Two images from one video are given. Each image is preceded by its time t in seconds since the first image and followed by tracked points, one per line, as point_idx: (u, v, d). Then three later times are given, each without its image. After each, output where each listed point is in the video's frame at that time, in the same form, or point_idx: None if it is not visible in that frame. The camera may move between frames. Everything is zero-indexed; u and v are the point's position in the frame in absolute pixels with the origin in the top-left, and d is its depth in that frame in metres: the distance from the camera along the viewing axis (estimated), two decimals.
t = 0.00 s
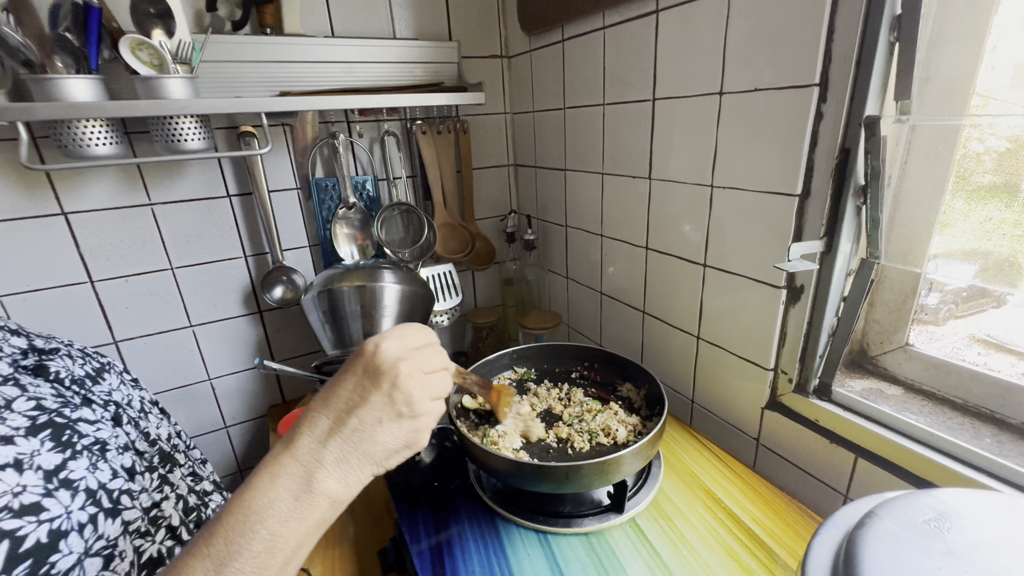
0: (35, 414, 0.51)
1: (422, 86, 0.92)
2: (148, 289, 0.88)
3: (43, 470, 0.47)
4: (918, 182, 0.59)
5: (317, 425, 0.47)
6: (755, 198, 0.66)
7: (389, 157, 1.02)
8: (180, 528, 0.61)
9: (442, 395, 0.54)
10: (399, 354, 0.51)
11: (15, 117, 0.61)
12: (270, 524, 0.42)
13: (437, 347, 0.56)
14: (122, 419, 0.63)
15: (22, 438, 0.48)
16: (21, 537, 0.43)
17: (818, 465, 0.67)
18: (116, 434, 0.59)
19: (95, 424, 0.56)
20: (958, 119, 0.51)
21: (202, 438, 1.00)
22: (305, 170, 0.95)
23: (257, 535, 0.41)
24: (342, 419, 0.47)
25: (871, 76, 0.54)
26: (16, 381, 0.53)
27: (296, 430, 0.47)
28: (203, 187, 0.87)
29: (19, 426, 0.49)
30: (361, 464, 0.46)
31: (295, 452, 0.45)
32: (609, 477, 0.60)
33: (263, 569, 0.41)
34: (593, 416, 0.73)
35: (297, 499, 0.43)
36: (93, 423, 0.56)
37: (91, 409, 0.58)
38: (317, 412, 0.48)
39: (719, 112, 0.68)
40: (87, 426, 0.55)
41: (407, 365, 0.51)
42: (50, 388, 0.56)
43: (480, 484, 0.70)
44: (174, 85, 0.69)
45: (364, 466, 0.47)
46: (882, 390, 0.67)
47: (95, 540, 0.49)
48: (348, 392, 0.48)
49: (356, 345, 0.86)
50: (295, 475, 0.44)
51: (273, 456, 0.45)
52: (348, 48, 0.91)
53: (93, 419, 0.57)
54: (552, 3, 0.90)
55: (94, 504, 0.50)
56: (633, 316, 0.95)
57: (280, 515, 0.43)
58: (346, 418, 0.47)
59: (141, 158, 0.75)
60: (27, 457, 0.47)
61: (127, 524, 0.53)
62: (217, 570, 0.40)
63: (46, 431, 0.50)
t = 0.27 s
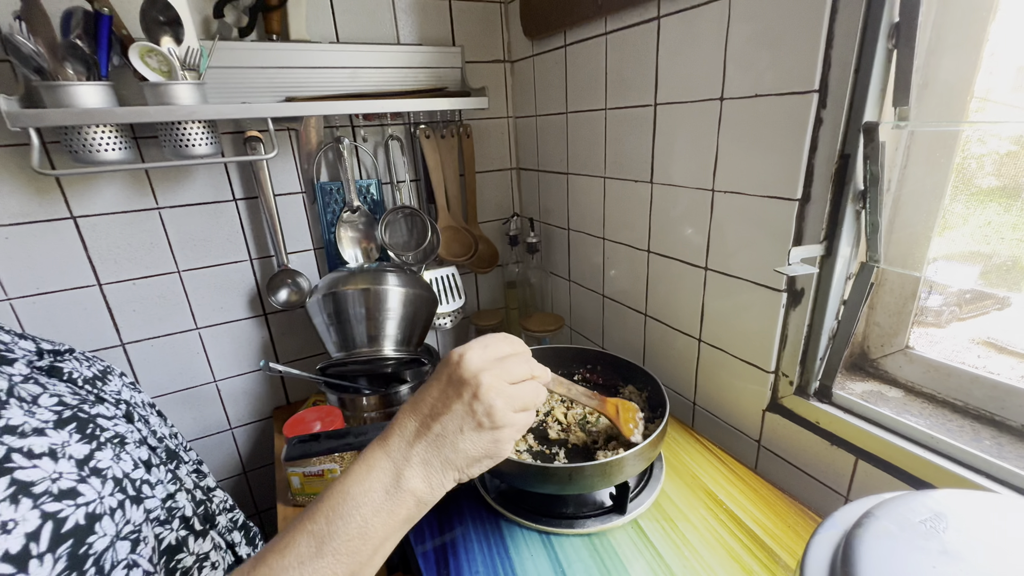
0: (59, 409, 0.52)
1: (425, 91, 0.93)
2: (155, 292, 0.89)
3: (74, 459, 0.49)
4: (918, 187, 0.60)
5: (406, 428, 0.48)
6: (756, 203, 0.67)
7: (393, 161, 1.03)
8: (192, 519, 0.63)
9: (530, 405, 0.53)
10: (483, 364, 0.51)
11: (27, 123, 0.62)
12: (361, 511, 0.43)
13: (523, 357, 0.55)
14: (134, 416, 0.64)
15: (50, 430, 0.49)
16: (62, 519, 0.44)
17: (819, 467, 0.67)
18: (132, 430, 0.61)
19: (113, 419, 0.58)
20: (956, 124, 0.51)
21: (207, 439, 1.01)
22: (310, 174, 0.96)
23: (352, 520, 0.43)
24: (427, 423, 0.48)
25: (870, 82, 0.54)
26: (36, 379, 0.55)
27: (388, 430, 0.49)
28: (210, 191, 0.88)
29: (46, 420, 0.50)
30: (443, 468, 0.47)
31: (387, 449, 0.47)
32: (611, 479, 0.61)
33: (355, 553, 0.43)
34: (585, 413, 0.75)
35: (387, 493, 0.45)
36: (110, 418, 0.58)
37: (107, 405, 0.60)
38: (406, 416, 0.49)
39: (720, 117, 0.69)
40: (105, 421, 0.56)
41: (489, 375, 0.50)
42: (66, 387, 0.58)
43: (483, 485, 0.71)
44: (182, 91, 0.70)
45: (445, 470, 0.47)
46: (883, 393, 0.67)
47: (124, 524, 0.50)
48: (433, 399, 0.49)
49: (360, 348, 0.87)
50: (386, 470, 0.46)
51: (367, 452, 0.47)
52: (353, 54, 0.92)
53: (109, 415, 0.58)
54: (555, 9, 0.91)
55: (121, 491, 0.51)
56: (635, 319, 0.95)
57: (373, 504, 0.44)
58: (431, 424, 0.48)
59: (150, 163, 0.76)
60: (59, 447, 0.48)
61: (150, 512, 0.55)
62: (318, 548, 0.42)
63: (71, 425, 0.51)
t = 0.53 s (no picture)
0: (65, 410, 0.56)
1: (423, 92, 0.93)
2: (152, 293, 0.89)
3: (84, 458, 0.53)
4: (912, 188, 0.60)
5: (323, 404, 0.47)
6: (752, 204, 0.67)
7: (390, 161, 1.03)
8: (194, 515, 0.66)
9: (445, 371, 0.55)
10: (399, 332, 0.52)
11: (24, 124, 0.62)
12: (285, 500, 0.43)
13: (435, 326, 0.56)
14: (134, 416, 0.67)
15: (60, 430, 0.53)
16: (76, 517, 0.49)
17: (814, 467, 0.68)
18: (134, 429, 0.64)
19: (116, 420, 0.61)
20: (949, 126, 0.52)
21: (204, 440, 1.01)
22: (307, 175, 0.96)
23: (276, 511, 0.42)
24: (347, 396, 0.48)
25: (864, 84, 0.55)
26: (38, 381, 0.58)
27: (303, 410, 0.47)
28: (207, 192, 0.88)
29: (54, 420, 0.54)
30: (368, 438, 0.47)
31: (303, 432, 0.46)
32: (607, 479, 0.61)
33: (283, 543, 0.43)
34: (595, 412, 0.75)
35: (308, 477, 0.44)
36: (113, 418, 0.61)
37: (107, 405, 0.63)
38: (322, 393, 0.48)
39: (716, 118, 0.69)
40: (110, 421, 0.60)
41: (408, 342, 0.51)
42: (69, 389, 0.60)
43: (480, 486, 0.71)
44: (178, 92, 0.70)
45: (369, 441, 0.47)
46: (878, 393, 0.68)
47: (133, 519, 0.55)
48: (351, 371, 0.49)
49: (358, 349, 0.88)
50: (304, 452, 0.45)
51: (281, 438, 0.45)
52: (350, 55, 0.92)
53: (113, 415, 0.62)
54: (551, 10, 0.91)
55: (130, 489, 0.56)
56: (632, 320, 0.96)
57: (294, 492, 0.43)
58: (351, 395, 0.48)
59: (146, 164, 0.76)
60: (69, 447, 0.52)
61: (155, 508, 0.60)
62: (241, 549, 0.41)
63: (78, 425, 0.55)
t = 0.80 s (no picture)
0: (53, 411, 0.54)
1: (417, 88, 0.92)
2: (142, 291, 0.88)
3: (74, 460, 0.51)
4: (908, 187, 0.60)
5: (348, 423, 0.47)
6: (748, 202, 0.66)
7: (384, 158, 1.02)
8: (186, 516, 0.65)
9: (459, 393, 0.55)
10: (419, 356, 0.52)
11: (7, 119, 0.61)
12: (312, 511, 0.43)
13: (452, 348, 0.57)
14: (122, 417, 0.65)
15: (48, 432, 0.51)
16: (67, 520, 0.47)
17: (809, 467, 0.67)
18: (123, 430, 0.62)
19: (105, 421, 0.60)
20: (945, 125, 0.51)
21: (196, 439, 1.00)
22: (300, 171, 0.95)
23: (306, 516, 0.43)
24: (370, 414, 0.48)
25: (861, 81, 0.54)
26: (24, 381, 0.56)
27: (327, 425, 0.48)
28: (198, 188, 0.87)
29: (42, 422, 0.52)
30: (390, 457, 0.48)
31: (330, 446, 0.46)
32: (601, 479, 0.61)
33: (311, 547, 0.43)
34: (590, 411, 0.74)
35: (336, 490, 0.44)
36: (102, 419, 0.60)
37: (95, 405, 0.61)
38: (346, 411, 0.48)
39: (712, 116, 0.68)
40: (98, 422, 0.58)
41: (427, 367, 0.52)
42: (55, 389, 0.59)
43: (473, 486, 0.70)
44: (167, 87, 0.69)
45: (392, 458, 0.48)
46: (873, 392, 0.68)
47: (126, 522, 0.53)
48: (374, 392, 0.49)
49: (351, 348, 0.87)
50: (333, 466, 0.45)
51: (309, 451, 0.46)
52: (343, 50, 0.91)
53: (101, 416, 0.60)
54: (546, 6, 0.90)
55: (121, 491, 0.54)
56: (627, 319, 0.95)
57: (325, 499, 0.44)
58: (374, 417, 0.48)
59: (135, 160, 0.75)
60: (58, 448, 0.50)
61: (147, 510, 0.58)
62: (274, 548, 0.41)
63: (66, 426, 0.54)
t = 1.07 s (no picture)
0: (63, 395, 0.54)
1: (416, 80, 0.91)
2: (138, 284, 0.87)
3: (87, 442, 0.51)
4: (912, 180, 0.59)
5: (390, 423, 0.48)
6: (751, 195, 0.66)
7: (384, 150, 1.01)
8: (194, 501, 0.65)
9: (518, 395, 0.52)
10: (467, 357, 0.51)
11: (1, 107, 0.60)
12: (353, 509, 0.44)
13: (509, 348, 0.54)
14: (129, 404, 0.65)
15: (60, 415, 0.51)
16: (85, 499, 0.47)
17: (810, 461, 0.67)
18: (131, 415, 0.62)
19: (113, 406, 0.60)
20: (951, 117, 0.51)
21: (194, 433, 0.99)
22: (298, 163, 0.94)
23: (341, 518, 0.43)
24: (410, 418, 0.48)
25: (867, 73, 0.54)
26: (31, 366, 0.56)
27: (374, 427, 0.49)
28: (195, 180, 0.86)
29: (54, 405, 0.52)
30: (430, 461, 0.48)
31: (374, 447, 0.47)
32: (603, 473, 0.60)
33: (345, 551, 0.44)
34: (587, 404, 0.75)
35: (375, 490, 0.45)
36: (110, 405, 0.59)
37: (103, 392, 0.61)
38: (391, 412, 0.49)
39: (715, 108, 0.68)
40: (107, 407, 0.58)
41: (474, 367, 0.50)
42: (63, 375, 0.58)
43: (474, 479, 0.70)
44: (164, 77, 0.68)
45: (433, 463, 0.48)
46: (874, 386, 0.68)
47: (139, 503, 0.54)
48: (418, 393, 0.50)
49: (350, 341, 0.87)
50: (374, 467, 0.46)
51: (353, 450, 0.47)
52: (342, 40, 0.90)
53: (109, 401, 0.60)
54: None
55: (134, 473, 0.55)
56: (628, 312, 0.95)
57: (360, 502, 0.44)
58: (415, 418, 0.48)
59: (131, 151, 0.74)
60: (71, 431, 0.51)
61: (158, 492, 0.59)
62: (308, 551, 0.42)
63: (78, 410, 0.54)
